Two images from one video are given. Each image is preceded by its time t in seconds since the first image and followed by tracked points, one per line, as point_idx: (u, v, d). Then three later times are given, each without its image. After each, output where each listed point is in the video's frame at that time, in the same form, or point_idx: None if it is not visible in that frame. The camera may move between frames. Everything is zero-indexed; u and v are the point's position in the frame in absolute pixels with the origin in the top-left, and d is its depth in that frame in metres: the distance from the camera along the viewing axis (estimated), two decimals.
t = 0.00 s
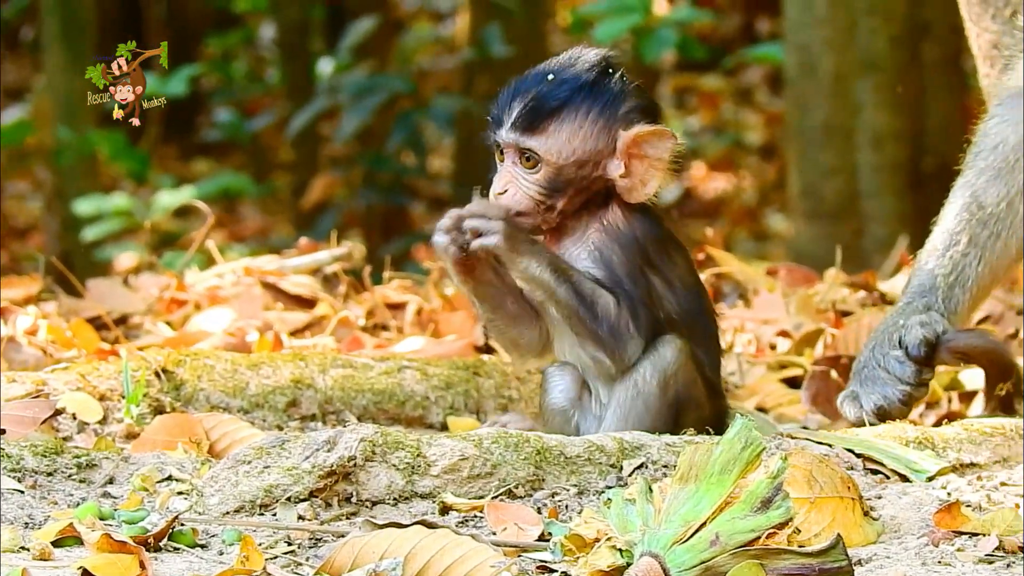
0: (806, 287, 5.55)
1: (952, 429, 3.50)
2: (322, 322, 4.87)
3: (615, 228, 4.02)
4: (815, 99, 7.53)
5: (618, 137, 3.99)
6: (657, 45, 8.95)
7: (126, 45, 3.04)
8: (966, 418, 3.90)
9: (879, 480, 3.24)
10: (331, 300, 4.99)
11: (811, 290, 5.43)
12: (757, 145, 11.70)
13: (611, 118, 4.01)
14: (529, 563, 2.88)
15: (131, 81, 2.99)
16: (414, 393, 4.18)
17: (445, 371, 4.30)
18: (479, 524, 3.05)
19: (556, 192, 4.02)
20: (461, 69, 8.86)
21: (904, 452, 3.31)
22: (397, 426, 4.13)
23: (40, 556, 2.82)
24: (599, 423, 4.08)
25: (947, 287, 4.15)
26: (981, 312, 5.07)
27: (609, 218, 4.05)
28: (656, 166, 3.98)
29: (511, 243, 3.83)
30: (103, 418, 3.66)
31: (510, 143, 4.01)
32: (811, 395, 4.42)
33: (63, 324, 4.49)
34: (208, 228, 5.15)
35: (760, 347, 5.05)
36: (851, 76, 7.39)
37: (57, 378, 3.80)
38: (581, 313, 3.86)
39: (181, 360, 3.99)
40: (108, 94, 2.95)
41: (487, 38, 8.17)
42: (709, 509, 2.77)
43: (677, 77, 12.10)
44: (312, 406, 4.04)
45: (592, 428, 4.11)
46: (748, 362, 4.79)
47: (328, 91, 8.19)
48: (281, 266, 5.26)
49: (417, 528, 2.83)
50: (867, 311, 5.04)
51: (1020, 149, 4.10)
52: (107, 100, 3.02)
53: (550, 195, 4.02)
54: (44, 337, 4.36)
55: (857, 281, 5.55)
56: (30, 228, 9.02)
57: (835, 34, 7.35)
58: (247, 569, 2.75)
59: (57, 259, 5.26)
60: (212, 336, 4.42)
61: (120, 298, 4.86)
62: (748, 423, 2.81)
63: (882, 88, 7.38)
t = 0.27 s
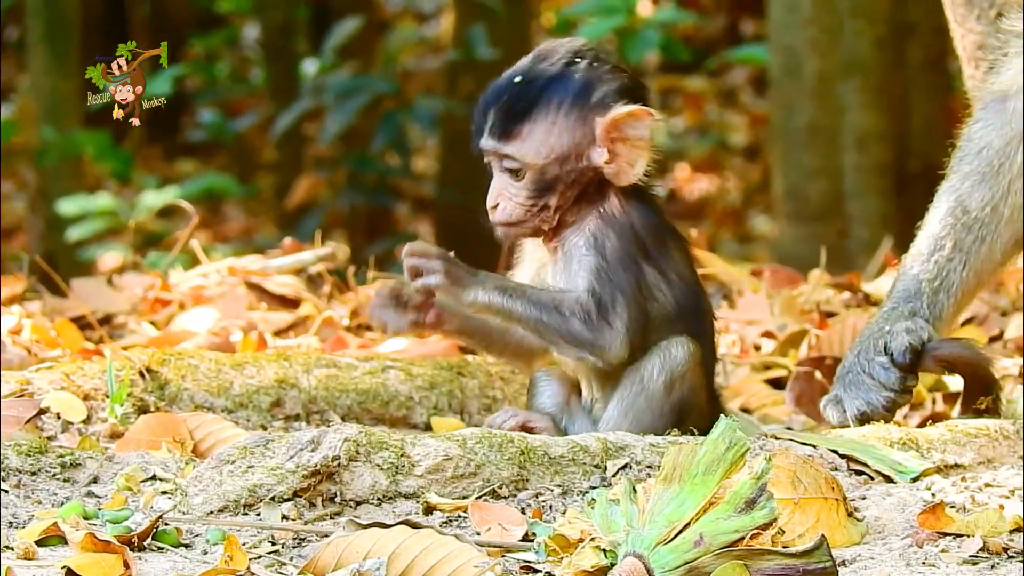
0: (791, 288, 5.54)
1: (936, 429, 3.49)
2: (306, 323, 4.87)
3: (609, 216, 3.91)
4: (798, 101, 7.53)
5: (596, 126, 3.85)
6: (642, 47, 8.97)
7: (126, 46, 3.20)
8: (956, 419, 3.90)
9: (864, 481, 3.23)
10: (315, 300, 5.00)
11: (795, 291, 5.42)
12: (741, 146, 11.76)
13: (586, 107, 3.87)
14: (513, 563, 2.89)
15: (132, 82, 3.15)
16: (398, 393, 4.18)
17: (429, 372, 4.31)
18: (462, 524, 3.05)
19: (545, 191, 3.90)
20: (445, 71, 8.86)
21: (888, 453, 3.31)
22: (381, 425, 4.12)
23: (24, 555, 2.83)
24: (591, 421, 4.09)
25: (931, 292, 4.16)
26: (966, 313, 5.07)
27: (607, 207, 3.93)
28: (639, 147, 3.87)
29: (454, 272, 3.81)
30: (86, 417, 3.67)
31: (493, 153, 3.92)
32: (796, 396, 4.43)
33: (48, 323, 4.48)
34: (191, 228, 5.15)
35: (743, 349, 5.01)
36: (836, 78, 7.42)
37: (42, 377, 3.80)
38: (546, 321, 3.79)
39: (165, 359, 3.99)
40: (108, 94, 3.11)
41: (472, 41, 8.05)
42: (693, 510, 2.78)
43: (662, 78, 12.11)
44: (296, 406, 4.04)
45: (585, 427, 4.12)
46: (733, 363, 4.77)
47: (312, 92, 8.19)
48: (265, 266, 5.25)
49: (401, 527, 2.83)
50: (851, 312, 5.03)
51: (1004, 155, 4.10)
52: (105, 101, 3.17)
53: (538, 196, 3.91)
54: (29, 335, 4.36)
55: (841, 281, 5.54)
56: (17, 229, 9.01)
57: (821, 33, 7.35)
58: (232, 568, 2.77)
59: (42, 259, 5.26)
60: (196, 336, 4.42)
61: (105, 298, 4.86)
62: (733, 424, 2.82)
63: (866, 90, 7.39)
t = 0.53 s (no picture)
0: (780, 288, 5.53)
1: (926, 429, 3.48)
2: (296, 321, 4.88)
3: (592, 215, 3.92)
4: (790, 101, 7.54)
5: (562, 125, 3.88)
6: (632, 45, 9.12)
7: (127, 46, 3.20)
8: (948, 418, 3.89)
9: (853, 480, 3.23)
10: (305, 299, 5.00)
11: (785, 290, 5.41)
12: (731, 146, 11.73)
13: (551, 104, 3.90)
14: (502, 562, 2.88)
15: (132, 82, 3.15)
16: (388, 392, 4.19)
17: (417, 372, 4.33)
18: (452, 523, 3.05)
19: (522, 195, 3.95)
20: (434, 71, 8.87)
21: (878, 452, 3.31)
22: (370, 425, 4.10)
23: (14, 554, 2.83)
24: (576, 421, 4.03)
25: (920, 292, 4.26)
26: (955, 313, 5.07)
27: (590, 204, 3.94)
28: (609, 141, 3.88)
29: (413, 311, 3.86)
30: (76, 416, 3.67)
31: (469, 165, 4.00)
32: (785, 395, 4.45)
33: (37, 322, 4.48)
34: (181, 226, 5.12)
35: (732, 348, 5.00)
36: (826, 78, 7.40)
37: (31, 376, 3.80)
38: (522, 331, 3.81)
39: (154, 358, 3.99)
40: (109, 95, 3.11)
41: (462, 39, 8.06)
42: (682, 509, 2.77)
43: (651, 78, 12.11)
44: (285, 405, 4.04)
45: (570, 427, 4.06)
46: (722, 363, 4.76)
47: (302, 92, 8.20)
48: (255, 266, 5.25)
49: (391, 526, 2.83)
50: (841, 311, 5.03)
51: (993, 155, 4.22)
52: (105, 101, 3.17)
53: (514, 202, 3.96)
54: (18, 334, 4.35)
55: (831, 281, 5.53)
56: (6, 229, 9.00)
57: (811, 34, 7.32)
58: (221, 567, 2.76)
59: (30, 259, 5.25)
60: (186, 335, 4.41)
61: (94, 297, 4.86)
62: (722, 423, 2.83)
63: (856, 89, 7.44)
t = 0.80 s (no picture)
0: (772, 286, 5.53)
1: (918, 429, 3.48)
2: (287, 320, 4.88)
3: (595, 214, 3.88)
4: (782, 101, 7.69)
5: (571, 117, 3.85)
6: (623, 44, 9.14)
7: (126, 45, 3.21)
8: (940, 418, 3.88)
9: (844, 479, 3.23)
10: (296, 298, 5.01)
11: (776, 289, 5.41)
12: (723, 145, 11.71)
13: (560, 98, 3.87)
14: (493, 562, 2.88)
15: (132, 82, 3.16)
16: (380, 391, 4.19)
17: (409, 370, 4.31)
18: (443, 523, 3.06)
19: (527, 186, 3.91)
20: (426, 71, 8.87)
21: (869, 452, 3.30)
22: (362, 425, 4.10)
23: (5, 554, 2.83)
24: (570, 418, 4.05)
25: (913, 292, 4.30)
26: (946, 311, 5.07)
27: (593, 203, 3.90)
28: (616, 135, 3.83)
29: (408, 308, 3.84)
30: (67, 415, 3.67)
31: (475, 154, 3.96)
32: (776, 395, 4.45)
33: (29, 321, 4.48)
34: (172, 225, 5.11)
35: (724, 347, 4.99)
36: (818, 78, 7.62)
37: (22, 375, 3.81)
38: (518, 328, 3.79)
39: (146, 358, 3.99)
40: (109, 94, 3.12)
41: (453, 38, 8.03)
42: (673, 509, 2.78)
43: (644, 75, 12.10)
44: (276, 405, 4.04)
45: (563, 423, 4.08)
46: (714, 362, 4.75)
47: (293, 91, 8.21)
48: (246, 265, 5.25)
49: (382, 526, 2.83)
50: (833, 311, 5.02)
51: (986, 155, 4.30)
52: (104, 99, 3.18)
53: (518, 193, 3.92)
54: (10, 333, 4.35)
55: (822, 280, 5.53)
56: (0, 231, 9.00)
57: (803, 32, 7.52)
58: (212, 566, 2.77)
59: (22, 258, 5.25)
60: (178, 335, 4.41)
61: (86, 296, 4.86)
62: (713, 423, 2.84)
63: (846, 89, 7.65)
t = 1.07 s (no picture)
0: (767, 286, 5.53)
1: (913, 429, 3.48)
2: (282, 320, 4.88)
3: (593, 208, 3.88)
4: (777, 99, 7.77)
5: (574, 118, 3.84)
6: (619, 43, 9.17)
7: (127, 45, 3.22)
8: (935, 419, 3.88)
9: (839, 480, 3.23)
10: (291, 298, 5.02)
11: (771, 289, 5.41)
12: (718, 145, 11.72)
13: (565, 96, 3.86)
14: (488, 562, 2.88)
15: (132, 82, 3.17)
16: (375, 391, 4.18)
17: (404, 370, 4.30)
18: (438, 523, 3.05)
19: (523, 181, 3.89)
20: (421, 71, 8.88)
21: (864, 452, 3.30)
22: (357, 425, 4.10)
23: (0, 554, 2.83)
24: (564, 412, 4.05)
25: (909, 294, 4.31)
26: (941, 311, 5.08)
27: (594, 199, 3.90)
28: (618, 140, 3.85)
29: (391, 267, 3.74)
30: (63, 415, 3.68)
31: (473, 144, 3.93)
32: (771, 395, 4.44)
33: (24, 321, 4.48)
34: (167, 226, 5.11)
35: (719, 346, 4.98)
36: (813, 75, 7.71)
37: (17, 375, 3.81)
38: (494, 299, 3.74)
39: (141, 358, 3.99)
40: (109, 94, 3.13)
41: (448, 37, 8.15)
42: (668, 509, 2.78)
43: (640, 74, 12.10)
44: (272, 404, 4.04)
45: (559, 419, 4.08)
46: (708, 362, 4.75)
47: (287, 91, 8.22)
48: (241, 264, 5.25)
49: (377, 526, 2.83)
50: (827, 311, 5.02)
51: (981, 156, 4.32)
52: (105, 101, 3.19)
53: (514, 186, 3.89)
54: (5, 333, 4.34)
55: (817, 280, 5.53)
56: None
57: (798, 32, 7.62)
58: (207, 567, 2.75)
59: (17, 259, 5.25)
60: (172, 334, 4.41)
61: (81, 296, 4.86)
62: (708, 424, 2.84)
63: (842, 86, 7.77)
